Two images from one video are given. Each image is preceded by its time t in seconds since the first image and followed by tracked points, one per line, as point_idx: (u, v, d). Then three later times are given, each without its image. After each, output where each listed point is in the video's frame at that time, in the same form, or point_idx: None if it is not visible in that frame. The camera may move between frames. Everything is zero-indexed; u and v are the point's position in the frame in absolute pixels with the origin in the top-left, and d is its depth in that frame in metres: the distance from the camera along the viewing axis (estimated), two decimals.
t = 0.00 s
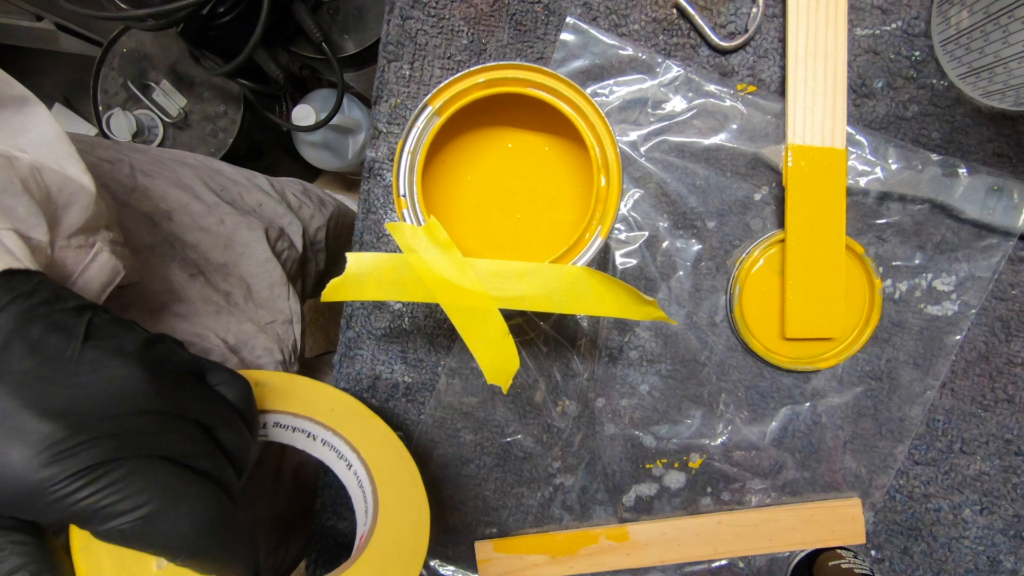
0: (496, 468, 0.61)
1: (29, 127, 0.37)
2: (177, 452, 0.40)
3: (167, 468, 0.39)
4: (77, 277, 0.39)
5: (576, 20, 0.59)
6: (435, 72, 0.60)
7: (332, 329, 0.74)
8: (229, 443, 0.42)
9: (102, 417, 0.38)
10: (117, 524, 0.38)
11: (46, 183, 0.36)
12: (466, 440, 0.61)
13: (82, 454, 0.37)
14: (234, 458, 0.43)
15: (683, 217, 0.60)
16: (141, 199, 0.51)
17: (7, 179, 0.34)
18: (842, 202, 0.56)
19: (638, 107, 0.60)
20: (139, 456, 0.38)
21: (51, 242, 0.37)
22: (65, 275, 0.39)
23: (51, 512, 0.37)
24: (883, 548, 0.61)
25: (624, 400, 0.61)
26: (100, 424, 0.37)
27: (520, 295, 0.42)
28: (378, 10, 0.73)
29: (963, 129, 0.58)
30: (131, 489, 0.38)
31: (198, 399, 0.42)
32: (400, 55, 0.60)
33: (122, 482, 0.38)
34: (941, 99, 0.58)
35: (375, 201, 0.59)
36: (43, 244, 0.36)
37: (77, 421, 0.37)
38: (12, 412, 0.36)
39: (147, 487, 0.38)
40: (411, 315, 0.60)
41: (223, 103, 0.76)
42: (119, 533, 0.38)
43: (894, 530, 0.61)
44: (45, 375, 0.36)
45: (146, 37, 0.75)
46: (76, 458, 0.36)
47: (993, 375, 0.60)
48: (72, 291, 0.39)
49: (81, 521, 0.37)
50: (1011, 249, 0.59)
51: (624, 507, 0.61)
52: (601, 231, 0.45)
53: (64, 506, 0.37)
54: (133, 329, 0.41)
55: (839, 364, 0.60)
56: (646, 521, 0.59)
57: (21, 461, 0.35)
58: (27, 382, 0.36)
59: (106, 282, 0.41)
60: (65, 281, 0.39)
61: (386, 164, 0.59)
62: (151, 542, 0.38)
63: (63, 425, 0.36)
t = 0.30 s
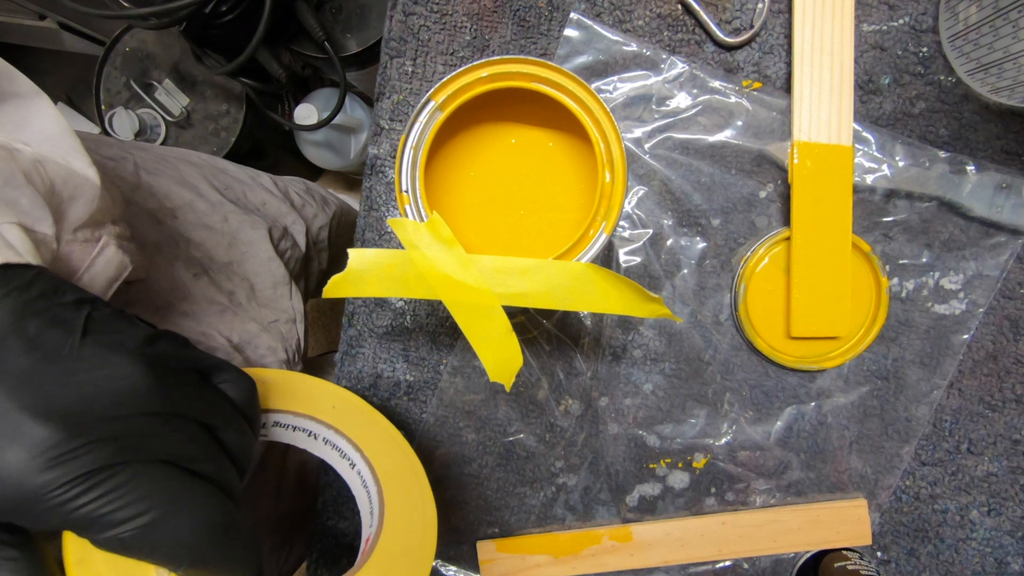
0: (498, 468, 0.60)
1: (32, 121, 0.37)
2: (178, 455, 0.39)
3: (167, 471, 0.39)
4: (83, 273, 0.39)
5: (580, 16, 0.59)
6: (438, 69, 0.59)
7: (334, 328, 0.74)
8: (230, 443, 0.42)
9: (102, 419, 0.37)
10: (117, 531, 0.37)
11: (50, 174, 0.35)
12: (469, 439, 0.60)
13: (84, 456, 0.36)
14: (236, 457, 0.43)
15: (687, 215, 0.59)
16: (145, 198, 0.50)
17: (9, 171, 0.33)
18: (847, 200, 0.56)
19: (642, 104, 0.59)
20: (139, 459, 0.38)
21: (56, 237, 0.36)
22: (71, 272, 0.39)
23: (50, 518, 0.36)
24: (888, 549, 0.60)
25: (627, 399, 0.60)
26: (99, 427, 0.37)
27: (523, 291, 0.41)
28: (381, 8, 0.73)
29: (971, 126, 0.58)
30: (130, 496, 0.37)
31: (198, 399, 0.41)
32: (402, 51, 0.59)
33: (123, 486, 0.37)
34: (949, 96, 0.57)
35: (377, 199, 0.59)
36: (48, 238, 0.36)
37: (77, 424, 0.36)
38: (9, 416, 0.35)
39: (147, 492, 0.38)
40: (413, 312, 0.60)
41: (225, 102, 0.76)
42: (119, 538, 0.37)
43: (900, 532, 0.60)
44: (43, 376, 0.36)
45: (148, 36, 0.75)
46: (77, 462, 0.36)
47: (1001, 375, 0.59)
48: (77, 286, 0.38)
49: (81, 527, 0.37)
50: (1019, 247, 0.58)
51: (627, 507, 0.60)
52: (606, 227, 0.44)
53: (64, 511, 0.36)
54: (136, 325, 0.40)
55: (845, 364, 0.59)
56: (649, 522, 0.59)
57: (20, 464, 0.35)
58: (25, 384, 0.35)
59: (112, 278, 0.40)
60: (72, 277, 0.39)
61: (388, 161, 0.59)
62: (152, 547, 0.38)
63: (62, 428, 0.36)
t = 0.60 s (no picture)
0: (497, 468, 0.61)
1: (36, 110, 0.36)
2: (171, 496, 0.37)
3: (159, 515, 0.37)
4: (90, 271, 0.37)
5: (578, 20, 0.59)
6: (438, 73, 0.60)
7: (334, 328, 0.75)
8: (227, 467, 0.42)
9: (94, 466, 0.34)
10: None
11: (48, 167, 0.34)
12: (469, 440, 0.61)
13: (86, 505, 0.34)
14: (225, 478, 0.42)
15: (685, 218, 0.60)
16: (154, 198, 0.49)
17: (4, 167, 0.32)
18: (845, 203, 0.56)
19: (640, 108, 0.60)
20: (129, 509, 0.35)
21: (62, 233, 0.35)
22: (77, 271, 0.37)
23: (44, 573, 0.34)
24: (885, 550, 0.60)
25: (626, 401, 0.61)
26: (86, 476, 0.34)
27: (521, 293, 0.42)
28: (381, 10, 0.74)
29: (966, 130, 0.58)
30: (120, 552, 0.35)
31: (191, 427, 0.39)
32: (403, 55, 0.60)
33: (126, 535, 0.35)
34: (945, 99, 0.58)
35: (378, 201, 0.60)
36: (53, 235, 0.34)
37: (62, 476, 0.33)
38: None
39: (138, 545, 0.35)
40: (413, 314, 0.60)
41: (228, 105, 0.76)
42: None
43: (897, 533, 0.60)
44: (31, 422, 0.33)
45: (152, 38, 0.76)
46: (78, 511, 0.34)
47: (997, 377, 0.59)
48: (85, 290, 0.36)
49: None
50: (1014, 251, 0.58)
51: (625, 508, 0.61)
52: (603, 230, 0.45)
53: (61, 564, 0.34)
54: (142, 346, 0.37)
55: (842, 366, 0.60)
56: (647, 523, 0.59)
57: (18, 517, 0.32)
58: (5, 430, 0.32)
59: (121, 274, 0.38)
60: (78, 277, 0.37)
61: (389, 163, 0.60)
62: None
63: (45, 482, 0.33)
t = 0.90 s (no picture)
0: (496, 471, 0.61)
1: (41, 112, 0.35)
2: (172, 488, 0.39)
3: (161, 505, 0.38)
4: (86, 271, 0.37)
5: (577, 21, 0.59)
6: (437, 74, 0.60)
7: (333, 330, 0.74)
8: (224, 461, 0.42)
9: (97, 459, 0.35)
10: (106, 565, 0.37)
11: (51, 169, 0.34)
12: (468, 443, 0.61)
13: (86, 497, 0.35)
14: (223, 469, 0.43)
15: (685, 220, 0.59)
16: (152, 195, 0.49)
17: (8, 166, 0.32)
18: (846, 204, 0.56)
19: (640, 109, 0.60)
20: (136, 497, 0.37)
21: (59, 234, 0.35)
22: (73, 270, 0.37)
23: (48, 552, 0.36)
24: (886, 554, 0.60)
25: (625, 403, 0.61)
26: (95, 470, 0.35)
27: (518, 295, 0.41)
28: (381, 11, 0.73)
29: (968, 131, 0.58)
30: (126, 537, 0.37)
31: (192, 424, 0.39)
32: (401, 57, 0.60)
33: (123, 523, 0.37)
34: (946, 100, 0.58)
35: (376, 203, 0.59)
36: (51, 235, 0.34)
37: (74, 467, 0.34)
38: (0, 455, 0.33)
39: (142, 531, 0.37)
40: (412, 316, 0.60)
41: (228, 106, 0.76)
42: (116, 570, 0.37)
43: (899, 536, 0.60)
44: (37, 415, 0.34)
45: (152, 39, 0.76)
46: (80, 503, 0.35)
47: (999, 379, 0.59)
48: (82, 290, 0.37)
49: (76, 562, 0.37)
50: (1016, 252, 0.58)
51: (625, 511, 0.61)
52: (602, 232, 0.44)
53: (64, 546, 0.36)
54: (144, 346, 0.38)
55: (843, 368, 0.59)
56: (647, 526, 0.59)
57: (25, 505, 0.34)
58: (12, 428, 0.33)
59: (115, 276, 0.39)
60: (73, 276, 0.37)
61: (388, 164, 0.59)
62: None
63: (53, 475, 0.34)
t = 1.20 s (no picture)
0: (495, 474, 0.60)
1: (37, 94, 0.36)
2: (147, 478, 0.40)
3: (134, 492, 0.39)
4: (63, 251, 0.37)
5: (575, 23, 0.59)
6: (435, 76, 0.59)
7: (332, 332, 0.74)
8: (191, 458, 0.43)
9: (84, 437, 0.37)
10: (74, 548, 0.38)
11: (36, 148, 0.35)
12: (467, 445, 0.60)
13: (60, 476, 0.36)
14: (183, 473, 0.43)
15: (684, 222, 0.59)
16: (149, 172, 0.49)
17: None
18: (845, 206, 0.56)
19: (638, 111, 0.59)
20: (112, 482, 0.38)
21: (38, 211, 0.36)
22: (51, 248, 0.37)
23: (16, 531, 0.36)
24: (886, 557, 0.60)
25: (624, 405, 0.60)
26: (78, 446, 0.37)
27: (517, 299, 0.41)
28: (380, 12, 0.73)
29: (967, 132, 0.58)
30: (95, 521, 0.38)
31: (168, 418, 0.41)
32: (399, 58, 0.59)
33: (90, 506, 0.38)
34: (945, 102, 0.57)
35: (374, 205, 0.59)
36: (29, 211, 0.35)
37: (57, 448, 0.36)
38: None
39: (112, 518, 0.38)
40: (410, 319, 0.60)
41: (227, 108, 0.76)
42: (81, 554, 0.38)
43: (899, 539, 0.60)
44: (26, 393, 0.35)
45: (150, 41, 0.76)
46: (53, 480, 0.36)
47: (999, 382, 0.59)
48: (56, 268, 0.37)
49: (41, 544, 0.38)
50: (1017, 254, 0.58)
51: (624, 514, 0.60)
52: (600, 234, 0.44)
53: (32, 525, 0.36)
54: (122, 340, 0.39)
55: (843, 371, 0.59)
56: (646, 529, 0.59)
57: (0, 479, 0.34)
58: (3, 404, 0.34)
59: (96, 260, 0.38)
60: (51, 255, 0.37)
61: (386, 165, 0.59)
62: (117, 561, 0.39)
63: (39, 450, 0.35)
